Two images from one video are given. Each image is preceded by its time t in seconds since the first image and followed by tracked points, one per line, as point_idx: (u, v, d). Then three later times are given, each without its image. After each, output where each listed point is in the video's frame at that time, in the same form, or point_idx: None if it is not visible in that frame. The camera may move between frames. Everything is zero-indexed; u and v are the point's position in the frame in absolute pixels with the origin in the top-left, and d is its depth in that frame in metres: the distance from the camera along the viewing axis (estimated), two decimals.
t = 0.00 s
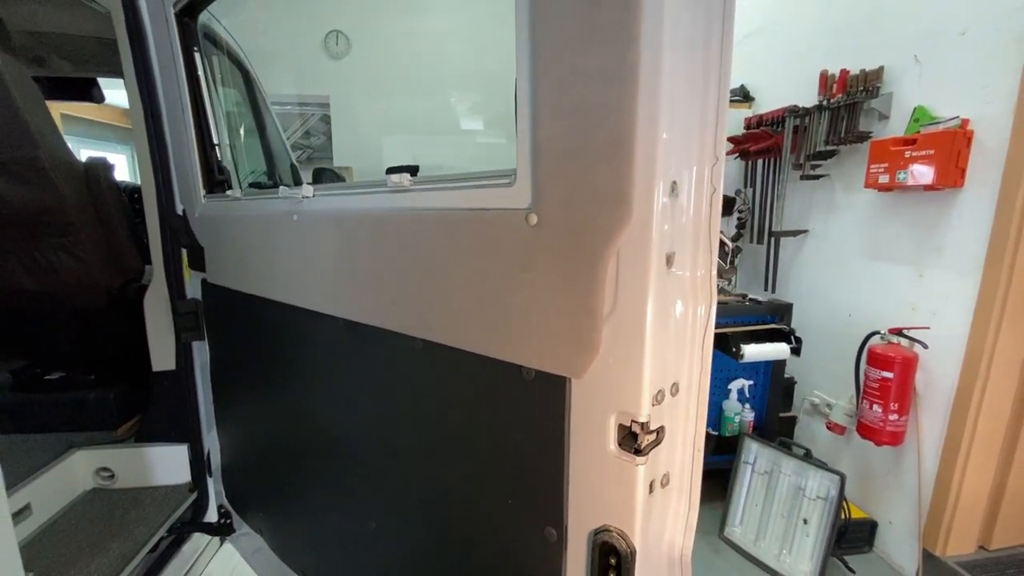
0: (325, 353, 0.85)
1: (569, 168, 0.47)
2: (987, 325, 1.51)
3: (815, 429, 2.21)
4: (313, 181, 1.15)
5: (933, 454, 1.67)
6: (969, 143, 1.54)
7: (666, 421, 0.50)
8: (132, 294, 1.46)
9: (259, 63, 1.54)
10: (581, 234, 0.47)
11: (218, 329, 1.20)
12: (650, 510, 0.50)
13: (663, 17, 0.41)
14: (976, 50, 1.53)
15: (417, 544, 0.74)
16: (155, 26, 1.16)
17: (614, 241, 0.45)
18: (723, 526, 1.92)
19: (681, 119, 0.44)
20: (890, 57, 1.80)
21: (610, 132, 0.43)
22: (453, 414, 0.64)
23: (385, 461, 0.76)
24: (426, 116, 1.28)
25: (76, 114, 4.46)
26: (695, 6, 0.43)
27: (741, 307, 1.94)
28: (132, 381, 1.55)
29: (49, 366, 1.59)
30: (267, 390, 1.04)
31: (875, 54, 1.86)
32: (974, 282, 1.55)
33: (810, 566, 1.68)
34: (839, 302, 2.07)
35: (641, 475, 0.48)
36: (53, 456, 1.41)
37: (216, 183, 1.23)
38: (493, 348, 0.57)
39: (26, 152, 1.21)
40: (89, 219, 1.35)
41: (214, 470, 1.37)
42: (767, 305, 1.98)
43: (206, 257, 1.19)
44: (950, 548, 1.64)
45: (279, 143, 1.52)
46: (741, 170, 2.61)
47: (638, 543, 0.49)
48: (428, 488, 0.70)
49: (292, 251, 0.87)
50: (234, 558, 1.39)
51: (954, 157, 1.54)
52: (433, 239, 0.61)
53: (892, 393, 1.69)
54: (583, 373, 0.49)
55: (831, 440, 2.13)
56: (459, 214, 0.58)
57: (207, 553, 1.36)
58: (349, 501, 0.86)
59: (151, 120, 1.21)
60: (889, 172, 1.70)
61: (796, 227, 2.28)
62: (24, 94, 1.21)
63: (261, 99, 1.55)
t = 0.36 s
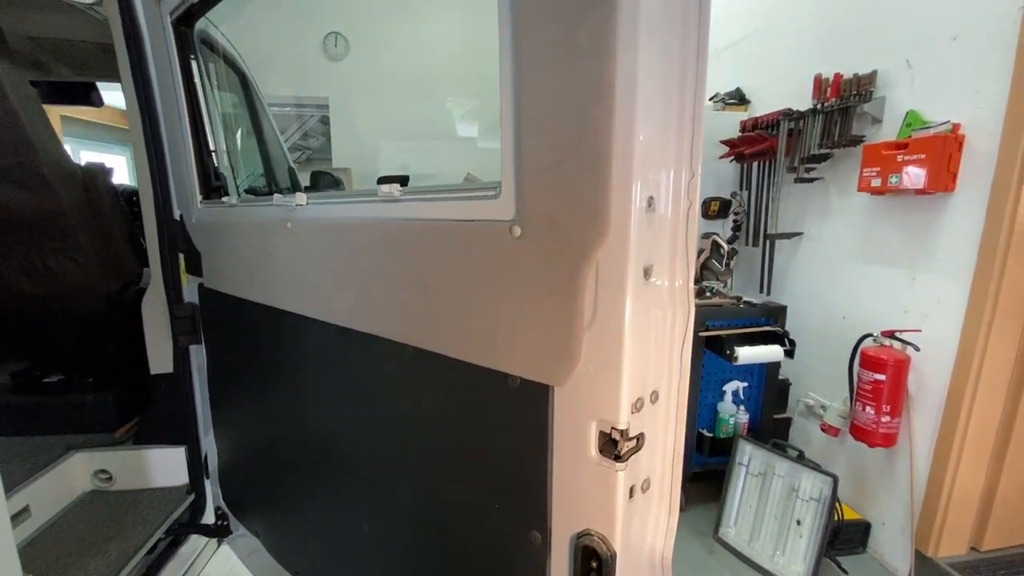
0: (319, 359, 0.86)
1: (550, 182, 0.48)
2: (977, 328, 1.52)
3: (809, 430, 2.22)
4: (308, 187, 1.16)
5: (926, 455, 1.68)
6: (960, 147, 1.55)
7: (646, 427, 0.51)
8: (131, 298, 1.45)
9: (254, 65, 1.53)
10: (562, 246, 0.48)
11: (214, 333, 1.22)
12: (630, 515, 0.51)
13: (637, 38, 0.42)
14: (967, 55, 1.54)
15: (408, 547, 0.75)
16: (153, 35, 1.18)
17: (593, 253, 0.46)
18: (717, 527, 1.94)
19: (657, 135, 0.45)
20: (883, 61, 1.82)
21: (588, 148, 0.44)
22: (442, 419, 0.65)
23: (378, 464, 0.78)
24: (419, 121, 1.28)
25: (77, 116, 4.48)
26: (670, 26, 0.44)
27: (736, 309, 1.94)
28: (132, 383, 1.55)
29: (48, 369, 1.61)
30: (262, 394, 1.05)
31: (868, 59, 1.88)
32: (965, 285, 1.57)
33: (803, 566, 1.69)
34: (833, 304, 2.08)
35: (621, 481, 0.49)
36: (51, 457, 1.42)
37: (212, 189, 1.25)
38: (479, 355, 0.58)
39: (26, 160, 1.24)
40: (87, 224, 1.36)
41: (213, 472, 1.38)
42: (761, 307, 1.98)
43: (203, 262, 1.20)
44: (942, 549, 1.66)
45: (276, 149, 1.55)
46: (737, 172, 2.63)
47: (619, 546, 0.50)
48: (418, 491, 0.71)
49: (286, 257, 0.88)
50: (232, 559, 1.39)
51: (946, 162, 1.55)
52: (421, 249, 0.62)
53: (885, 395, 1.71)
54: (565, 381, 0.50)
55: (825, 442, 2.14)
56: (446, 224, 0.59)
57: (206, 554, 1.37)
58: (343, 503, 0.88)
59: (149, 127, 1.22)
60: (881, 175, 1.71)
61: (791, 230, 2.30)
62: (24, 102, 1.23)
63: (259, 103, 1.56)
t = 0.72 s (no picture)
0: (300, 364, 0.86)
1: (515, 192, 0.47)
2: (971, 332, 1.51)
3: (804, 432, 2.21)
4: (293, 191, 1.16)
5: (919, 459, 1.67)
6: (953, 149, 1.54)
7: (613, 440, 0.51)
8: (121, 301, 1.45)
9: (248, 67, 1.49)
10: (527, 257, 0.47)
11: (202, 337, 1.22)
12: (597, 529, 0.50)
13: (597, 46, 0.41)
14: (960, 56, 1.53)
15: (386, 555, 0.75)
16: (139, 39, 1.17)
17: (556, 264, 0.45)
18: (711, 530, 1.92)
19: (619, 146, 0.45)
20: (876, 63, 1.81)
21: (551, 158, 0.44)
22: (417, 429, 0.65)
23: (356, 472, 0.78)
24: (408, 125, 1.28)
25: (75, 116, 4.50)
26: (632, 35, 0.44)
27: (729, 312, 1.94)
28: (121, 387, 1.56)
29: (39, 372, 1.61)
30: (247, 399, 1.05)
31: (862, 59, 1.87)
32: (958, 288, 1.56)
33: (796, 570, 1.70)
34: (828, 307, 2.07)
35: (587, 494, 0.49)
36: (41, 460, 1.43)
37: (199, 193, 1.24)
38: (450, 366, 0.58)
39: (14, 165, 1.26)
40: (76, 228, 1.38)
41: (202, 476, 1.38)
42: (754, 310, 1.97)
43: (189, 266, 1.20)
44: (935, 554, 1.64)
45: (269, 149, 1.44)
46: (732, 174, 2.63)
47: (585, 560, 0.50)
48: (394, 500, 0.71)
49: (266, 263, 0.88)
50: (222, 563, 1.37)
51: (939, 164, 1.54)
52: (393, 257, 0.62)
53: (878, 399, 1.70)
54: (531, 393, 0.50)
55: (820, 444, 2.14)
56: (416, 233, 0.59)
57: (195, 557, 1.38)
58: (324, 509, 0.88)
59: (138, 131, 1.22)
60: (874, 177, 1.70)
61: (786, 232, 2.29)
62: (11, 111, 1.25)
63: (252, 102, 1.47)
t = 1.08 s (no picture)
0: (277, 367, 0.85)
1: (471, 191, 0.45)
2: (977, 336, 1.46)
3: (807, 437, 2.17)
4: (278, 190, 1.15)
5: (923, 466, 1.63)
6: (959, 148, 1.49)
7: (576, 450, 0.48)
8: (113, 302, 1.47)
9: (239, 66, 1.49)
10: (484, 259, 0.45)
11: (188, 338, 1.21)
12: (559, 543, 0.48)
13: (551, 36, 0.39)
14: (966, 51, 1.48)
15: (358, 563, 0.73)
16: (125, 39, 1.18)
17: (512, 266, 0.43)
18: (709, 536, 1.89)
19: (576, 142, 0.42)
20: (880, 59, 1.77)
21: (505, 154, 0.42)
22: (384, 435, 0.63)
23: (329, 477, 0.76)
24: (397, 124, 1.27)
25: (81, 118, 4.56)
26: (589, 26, 0.42)
27: (728, 314, 1.90)
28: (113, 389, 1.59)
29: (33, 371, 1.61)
30: (230, 401, 1.04)
31: (866, 56, 1.83)
32: (964, 291, 1.51)
33: None
34: (831, 309, 2.03)
35: (548, 508, 0.47)
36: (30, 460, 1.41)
37: (185, 192, 1.28)
38: (412, 371, 0.56)
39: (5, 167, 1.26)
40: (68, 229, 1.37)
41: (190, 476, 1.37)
42: (755, 312, 1.93)
43: (174, 265, 1.20)
44: (939, 564, 1.60)
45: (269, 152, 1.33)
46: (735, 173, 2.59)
47: None
48: (364, 507, 0.69)
49: (242, 263, 0.86)
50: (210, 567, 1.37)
51: (944, 163, 1.50)
52: (357, 259, 0.60)
53: (881, 404, 1.66)
54: (489, 401, 0.48)
55: (822, 449, 2.10)
56: (379, 233, 0.57)
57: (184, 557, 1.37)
58: (302, 514, 0.86)
59: (126, 132, 1.20)
60: (878, 177, 1.66)
61: (788, 232, 2.25)
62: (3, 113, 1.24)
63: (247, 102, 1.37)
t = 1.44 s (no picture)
0: (283, 365, 0.84)
1: (468, 185, 0.44)
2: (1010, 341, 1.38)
3: (829, 444, 2.11)
4: (293, 189, 1.15)
5: (952, 477, 1.56)
6: (993, 144, 1.43)
7: (577, 455, 0.46)
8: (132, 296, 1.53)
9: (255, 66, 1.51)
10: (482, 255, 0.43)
11: (202, 335, 1.22)
12: (559, 552, 0.46)
13: (549, 24, 0.38)
14: (1000, 44, 1.42)
15: (360, 565, 0.72)
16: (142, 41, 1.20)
17: (509, 263, 0.42)
18: (725, 544, 1.84)
19: (576, 135, 0.41)
20: (909, 52, 1.70)
21: (502, 148, 0.40)
22: (384, 437, 0.62)
23: (332, 475, 0.75)
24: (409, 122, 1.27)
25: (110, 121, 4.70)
26: (589, 14, 0.40)
27: (747, 316, 1.85)
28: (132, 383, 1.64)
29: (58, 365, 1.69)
30: (240, 398, 1.05)
31: (893, 50, 1.76)
32: (997, 295, 1.44)
33: None
34: (855, 313, 1.97)
35: (546, 514, 0.45)
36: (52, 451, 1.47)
37: (200, 191, 1.29)
38: (411, 370, 0.55)
39: (28, 163, 1.24)
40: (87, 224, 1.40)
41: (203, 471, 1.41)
42: (774, 314, 1.88)
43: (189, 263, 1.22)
44: None
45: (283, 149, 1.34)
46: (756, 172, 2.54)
47: None
48: (366, 507, 0.68)
49: (251, 260, 0.87)
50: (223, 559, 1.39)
51: (977, 160, 1.43)
52: (358, 256, 0.59)
53: (907, 412, 1.59)
54: (487, 403, 0.46)
55: (844, 457, 2.03)
56: (379, 230, 0.56)
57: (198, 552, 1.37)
58: (307, 513, 0.86)
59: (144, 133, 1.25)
60: (906, 175, 1.60)
61: (811, 233, 2.19)
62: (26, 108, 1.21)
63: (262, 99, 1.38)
